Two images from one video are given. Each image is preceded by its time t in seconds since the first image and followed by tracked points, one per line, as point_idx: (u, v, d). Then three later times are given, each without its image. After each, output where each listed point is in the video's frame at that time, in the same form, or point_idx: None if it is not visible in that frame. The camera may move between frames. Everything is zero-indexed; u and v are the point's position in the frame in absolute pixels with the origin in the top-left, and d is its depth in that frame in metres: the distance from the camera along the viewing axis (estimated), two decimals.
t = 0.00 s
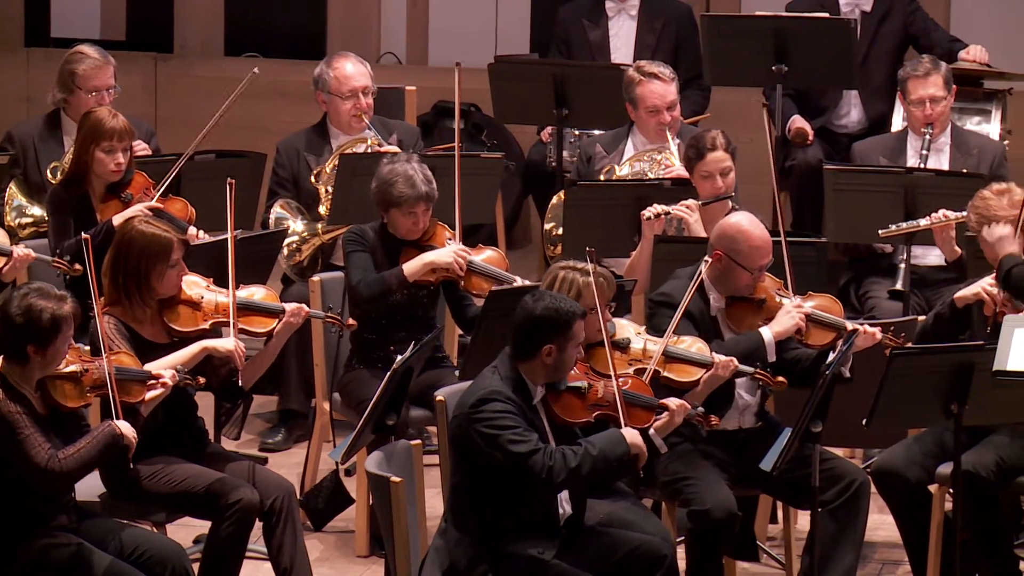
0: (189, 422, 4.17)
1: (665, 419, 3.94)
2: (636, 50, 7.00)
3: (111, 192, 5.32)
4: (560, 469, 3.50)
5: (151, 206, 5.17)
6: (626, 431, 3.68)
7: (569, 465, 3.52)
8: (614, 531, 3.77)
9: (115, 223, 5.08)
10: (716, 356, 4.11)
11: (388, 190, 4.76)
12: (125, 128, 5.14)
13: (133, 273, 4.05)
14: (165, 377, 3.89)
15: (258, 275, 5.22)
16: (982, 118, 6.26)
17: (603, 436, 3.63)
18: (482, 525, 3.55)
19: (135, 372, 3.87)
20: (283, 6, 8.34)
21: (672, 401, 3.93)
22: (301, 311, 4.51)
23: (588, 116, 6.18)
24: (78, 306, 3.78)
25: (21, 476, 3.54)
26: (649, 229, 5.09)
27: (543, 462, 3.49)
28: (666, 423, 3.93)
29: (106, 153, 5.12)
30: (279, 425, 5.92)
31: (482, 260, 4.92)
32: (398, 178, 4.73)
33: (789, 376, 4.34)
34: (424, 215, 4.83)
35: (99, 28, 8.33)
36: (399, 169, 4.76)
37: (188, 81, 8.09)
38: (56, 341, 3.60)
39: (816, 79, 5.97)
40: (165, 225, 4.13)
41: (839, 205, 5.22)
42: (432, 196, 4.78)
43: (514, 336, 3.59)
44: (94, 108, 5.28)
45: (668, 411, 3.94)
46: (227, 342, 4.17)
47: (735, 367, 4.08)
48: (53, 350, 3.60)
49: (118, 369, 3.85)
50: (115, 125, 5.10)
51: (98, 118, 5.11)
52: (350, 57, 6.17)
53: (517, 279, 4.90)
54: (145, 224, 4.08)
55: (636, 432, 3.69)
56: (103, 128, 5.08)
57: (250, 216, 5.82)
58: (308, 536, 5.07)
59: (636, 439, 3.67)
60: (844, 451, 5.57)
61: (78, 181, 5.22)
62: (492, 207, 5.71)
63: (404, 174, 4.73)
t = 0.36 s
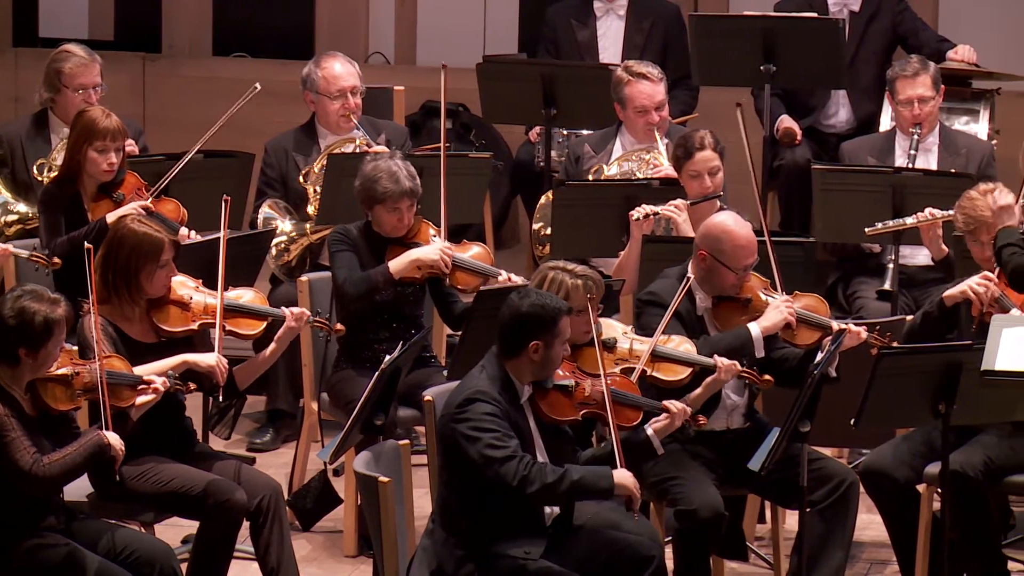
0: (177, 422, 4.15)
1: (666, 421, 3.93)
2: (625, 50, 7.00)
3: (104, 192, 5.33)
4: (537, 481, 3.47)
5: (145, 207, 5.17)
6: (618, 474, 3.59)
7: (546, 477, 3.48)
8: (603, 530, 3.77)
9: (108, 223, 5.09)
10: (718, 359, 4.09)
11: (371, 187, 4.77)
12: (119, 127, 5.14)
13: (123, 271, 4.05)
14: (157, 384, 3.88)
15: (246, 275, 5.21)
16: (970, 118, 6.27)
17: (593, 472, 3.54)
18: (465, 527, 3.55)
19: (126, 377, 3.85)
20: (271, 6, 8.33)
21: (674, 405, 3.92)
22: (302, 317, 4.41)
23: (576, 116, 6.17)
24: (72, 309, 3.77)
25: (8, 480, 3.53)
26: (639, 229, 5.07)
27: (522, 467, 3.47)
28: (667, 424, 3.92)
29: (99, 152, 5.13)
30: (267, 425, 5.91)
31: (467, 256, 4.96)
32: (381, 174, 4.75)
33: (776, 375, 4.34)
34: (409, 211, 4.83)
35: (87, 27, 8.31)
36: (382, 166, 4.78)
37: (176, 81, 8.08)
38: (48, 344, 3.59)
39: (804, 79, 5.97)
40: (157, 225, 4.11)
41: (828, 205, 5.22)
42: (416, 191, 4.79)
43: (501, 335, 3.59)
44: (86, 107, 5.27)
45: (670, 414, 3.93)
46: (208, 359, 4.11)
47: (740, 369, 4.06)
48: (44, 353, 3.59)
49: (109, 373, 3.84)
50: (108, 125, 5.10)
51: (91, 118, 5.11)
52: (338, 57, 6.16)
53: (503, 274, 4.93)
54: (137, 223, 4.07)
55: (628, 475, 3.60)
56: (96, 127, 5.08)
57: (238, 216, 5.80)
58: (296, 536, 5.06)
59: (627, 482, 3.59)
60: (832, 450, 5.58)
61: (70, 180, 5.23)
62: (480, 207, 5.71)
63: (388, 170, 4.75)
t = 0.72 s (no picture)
0: (161, 421, 4.13)
1: (649, 423, 3.91)
2: (610, 50, 7.00)
3: (90, 192, 5.31)
4: (522, 479, 3.46)
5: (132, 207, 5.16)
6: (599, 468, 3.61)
7: (530, 476, 3.47)
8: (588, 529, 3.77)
9: (94, 222, 5.08)
10: (700, 356, 4.08)
11: (349, 183, 4.77)
12: (107, 128, 5.12)
13: (109, 271, 4.03)
14: (141, 379, 3.86)
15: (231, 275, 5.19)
16: (955, 117, 6.29)
17: (575, 466, 3.55)
18: (449, 526, 3.54)
19: (109, 374, 3.83)
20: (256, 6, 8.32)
21: (657, 407, 3.88)
22: (289, 317, 4.39)
23: (561, 116, 6.17)
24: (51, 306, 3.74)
25: None
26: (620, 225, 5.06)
27: (506, 466, 3.46)
28: (652, 426, 3.90)
29: (87, 152, 5.11)
30: (252, 426, 5.90)
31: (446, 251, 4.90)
32: (359, 169, 4.75)
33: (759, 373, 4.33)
34: (388, 206, 4.84)
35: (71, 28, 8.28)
36: (359, 162, 4.79)
37: (160, 81, 8.06)
38: (28, 342, 3.58)
39: (789, 79, 5.98)
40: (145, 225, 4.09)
41: (813, 205, 5.22)
42: (394, 185, 4.80)
43: (484, 335, 3.58)
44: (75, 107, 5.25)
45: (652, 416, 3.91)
46: (194, 355, 4.10)
47: (721, 365, 4.06)
48: (24, 351, 3.59)
49: (91, 372, 3.82)
50: (96, 125, 5.08)
51: (79, 117, 5.08)
52: (323, 57, 6.14)
53: (484, 267, 4.91)
54: (124, 222, 4.04)
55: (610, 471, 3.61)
56: (85, 127, 5.06)
57: (222, 216, 5.79)
58: (281, 536, 5.04)
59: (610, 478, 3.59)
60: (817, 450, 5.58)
61: (58, 180, 5.20)
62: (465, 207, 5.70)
63: (366, 165, 4.76)
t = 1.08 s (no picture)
0: (147, 421, 4.11)
1: (633, 421, 3.86)
2: (595, 50, 7.00)
3: (76, 191, 5.30)
4: (517, 469, 3.47)
5: (118, 204, 5.14)
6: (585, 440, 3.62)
7: (524, 468, 3.48)
8: (574, 525, 3.76)
9: (82, 220, 5.05)
10: (685, 355, 4.08)
11: (332, 181, 4.77)
12: (93, 127, 5.10)
13: (95, 271, 4.00)
14: (124, 376, 3.84)
15: (217, 274, 5.17)
16: (941, 117, 6.31)
17: (560, 443, 3.58)
18: (439, 525, 3.53)
19: (92, 370, 3.80)
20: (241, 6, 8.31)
21: (640, 405, 3.85)
22: (275, 317, 4.37)
23: (547, 116, 6.18)
24: (29, 302, 3.73)
25: None
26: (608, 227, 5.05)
27: (499, 461, 3.46)
28: (635, 423, 3.85)
29: (73, 152, 5.08)
30: (238, 426, 5.88)
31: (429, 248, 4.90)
32: (341, 167, 4.75)
33: (744, 369, 4.35)
34: (371, 205, 4.83)
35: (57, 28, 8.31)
36: (341, 161, 4.79)
37: (146, 81, 8.04)
38: (8, 337, 3.56)
39: (774, 79, 5.98)
40: (131, 224, 4.08)
41: (799, 205, 5.23)
42: (377, 184, 4.78)
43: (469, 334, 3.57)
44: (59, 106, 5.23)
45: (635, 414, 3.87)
46: (188, 346, 4.11)
47: (710, 366, 4.05)
48: (5, 345, 3.56)
49: (74, 368, 3.80)
50: (81, 124, 5.07)
51: (64, 117, 5.07)
52: (308, 57, 6.11)
53: (466, 263, 4.88)
54: (111, 221, 4.03)
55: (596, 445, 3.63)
56: (70, 127, 5.04)
57: (208, 216, 5.77)
58: (267, 536, 5.03)
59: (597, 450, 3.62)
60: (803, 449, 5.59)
61: (42, 180, 5.19)
62: (451, 207, 5.70)
63: (348, 163, 4.75)
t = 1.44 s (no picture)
0: (135, 421, 4.09)
1: (612, 415, 3.73)
2: (583, 50, 7.00)
3: (62, 192, 5.28)
4: (513, 462, 3.49)
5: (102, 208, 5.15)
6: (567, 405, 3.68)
7: (518, 460, 3.51)
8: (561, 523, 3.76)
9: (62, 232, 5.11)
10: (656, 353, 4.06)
11: (318, 180, 4.76)
12: (78, 127, 5.07)
13: (81, 271, 3.98)
14: (107, 370, 3.81)
15: (204, 274, 5.16)
16: (928, 117, 6.32)
17: (546, 415, 3.62)
18: (434, 524, 3.52)
19: (77, 365, 3.81)
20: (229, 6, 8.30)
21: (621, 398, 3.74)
22: (260, 314, 4.35)
23: (534, 116, 6.18)
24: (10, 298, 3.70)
25: None
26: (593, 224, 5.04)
27: (493, 457, 3.47)
28: (615, 417, 3.73)
29: (58, 152, 5.06)
30: (225, 426, 5.87)
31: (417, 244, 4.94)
32: (326, 165, 4.74)
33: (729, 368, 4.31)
34: (357, 202, 4.82)
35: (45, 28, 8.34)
36: (326, 159, 4.78)
37: (133, 81, 8.04)
38: None
39: (761, 78, 5.99)
40: (117, 223, 4.07)
41: (786, 205, 5.23)
42: (363, 179, 4.79)
43: (452, 335, 3.56)
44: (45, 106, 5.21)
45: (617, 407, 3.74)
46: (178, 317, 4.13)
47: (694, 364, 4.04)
48: None
49: (59, 363, 3.80)
50: (66, 125, 5.04)
51: (49, 118, 5.04)
52: (296, 57, 6.10)
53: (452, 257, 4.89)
54: (96, 220, 4.03)
55: (569, 399, 3.70)
56: (55, 128, 5.01)
57: (195, 216, 5.76)
58: (254, 536, 5.02)
59: (570, 407, 3.69)
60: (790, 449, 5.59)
61: (29, 180, 5.16)
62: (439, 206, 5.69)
63: (333, 161, 4.75)
